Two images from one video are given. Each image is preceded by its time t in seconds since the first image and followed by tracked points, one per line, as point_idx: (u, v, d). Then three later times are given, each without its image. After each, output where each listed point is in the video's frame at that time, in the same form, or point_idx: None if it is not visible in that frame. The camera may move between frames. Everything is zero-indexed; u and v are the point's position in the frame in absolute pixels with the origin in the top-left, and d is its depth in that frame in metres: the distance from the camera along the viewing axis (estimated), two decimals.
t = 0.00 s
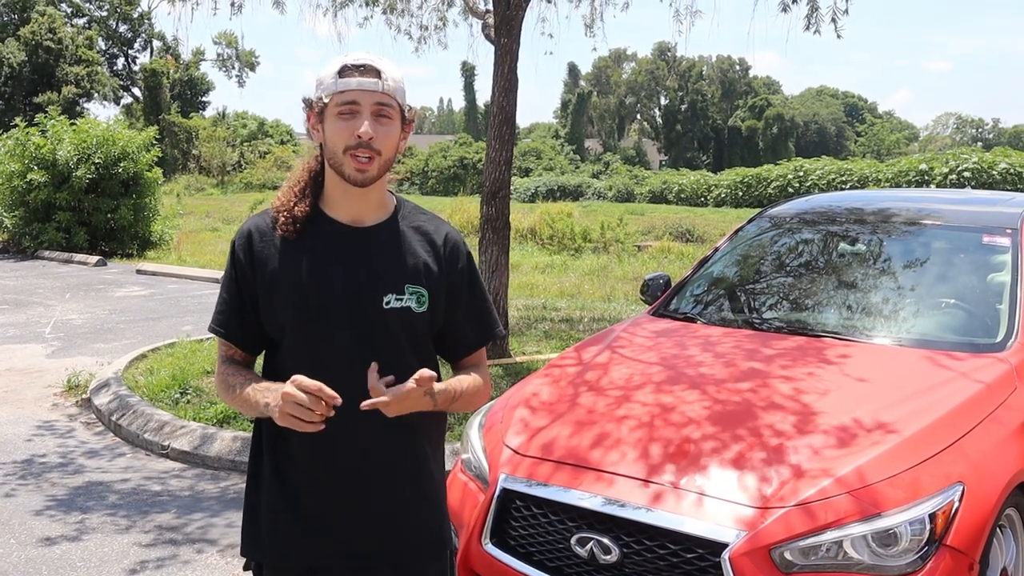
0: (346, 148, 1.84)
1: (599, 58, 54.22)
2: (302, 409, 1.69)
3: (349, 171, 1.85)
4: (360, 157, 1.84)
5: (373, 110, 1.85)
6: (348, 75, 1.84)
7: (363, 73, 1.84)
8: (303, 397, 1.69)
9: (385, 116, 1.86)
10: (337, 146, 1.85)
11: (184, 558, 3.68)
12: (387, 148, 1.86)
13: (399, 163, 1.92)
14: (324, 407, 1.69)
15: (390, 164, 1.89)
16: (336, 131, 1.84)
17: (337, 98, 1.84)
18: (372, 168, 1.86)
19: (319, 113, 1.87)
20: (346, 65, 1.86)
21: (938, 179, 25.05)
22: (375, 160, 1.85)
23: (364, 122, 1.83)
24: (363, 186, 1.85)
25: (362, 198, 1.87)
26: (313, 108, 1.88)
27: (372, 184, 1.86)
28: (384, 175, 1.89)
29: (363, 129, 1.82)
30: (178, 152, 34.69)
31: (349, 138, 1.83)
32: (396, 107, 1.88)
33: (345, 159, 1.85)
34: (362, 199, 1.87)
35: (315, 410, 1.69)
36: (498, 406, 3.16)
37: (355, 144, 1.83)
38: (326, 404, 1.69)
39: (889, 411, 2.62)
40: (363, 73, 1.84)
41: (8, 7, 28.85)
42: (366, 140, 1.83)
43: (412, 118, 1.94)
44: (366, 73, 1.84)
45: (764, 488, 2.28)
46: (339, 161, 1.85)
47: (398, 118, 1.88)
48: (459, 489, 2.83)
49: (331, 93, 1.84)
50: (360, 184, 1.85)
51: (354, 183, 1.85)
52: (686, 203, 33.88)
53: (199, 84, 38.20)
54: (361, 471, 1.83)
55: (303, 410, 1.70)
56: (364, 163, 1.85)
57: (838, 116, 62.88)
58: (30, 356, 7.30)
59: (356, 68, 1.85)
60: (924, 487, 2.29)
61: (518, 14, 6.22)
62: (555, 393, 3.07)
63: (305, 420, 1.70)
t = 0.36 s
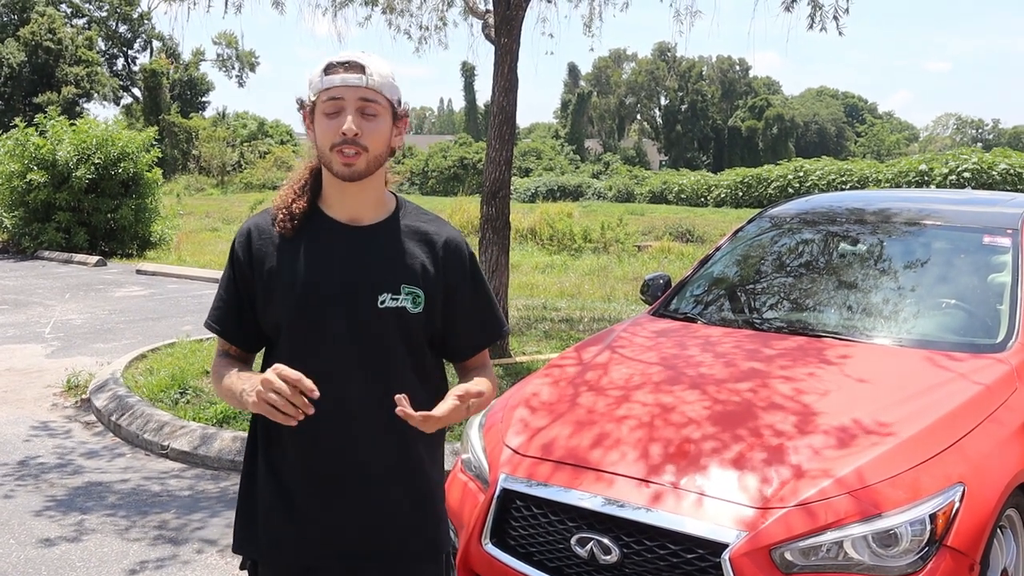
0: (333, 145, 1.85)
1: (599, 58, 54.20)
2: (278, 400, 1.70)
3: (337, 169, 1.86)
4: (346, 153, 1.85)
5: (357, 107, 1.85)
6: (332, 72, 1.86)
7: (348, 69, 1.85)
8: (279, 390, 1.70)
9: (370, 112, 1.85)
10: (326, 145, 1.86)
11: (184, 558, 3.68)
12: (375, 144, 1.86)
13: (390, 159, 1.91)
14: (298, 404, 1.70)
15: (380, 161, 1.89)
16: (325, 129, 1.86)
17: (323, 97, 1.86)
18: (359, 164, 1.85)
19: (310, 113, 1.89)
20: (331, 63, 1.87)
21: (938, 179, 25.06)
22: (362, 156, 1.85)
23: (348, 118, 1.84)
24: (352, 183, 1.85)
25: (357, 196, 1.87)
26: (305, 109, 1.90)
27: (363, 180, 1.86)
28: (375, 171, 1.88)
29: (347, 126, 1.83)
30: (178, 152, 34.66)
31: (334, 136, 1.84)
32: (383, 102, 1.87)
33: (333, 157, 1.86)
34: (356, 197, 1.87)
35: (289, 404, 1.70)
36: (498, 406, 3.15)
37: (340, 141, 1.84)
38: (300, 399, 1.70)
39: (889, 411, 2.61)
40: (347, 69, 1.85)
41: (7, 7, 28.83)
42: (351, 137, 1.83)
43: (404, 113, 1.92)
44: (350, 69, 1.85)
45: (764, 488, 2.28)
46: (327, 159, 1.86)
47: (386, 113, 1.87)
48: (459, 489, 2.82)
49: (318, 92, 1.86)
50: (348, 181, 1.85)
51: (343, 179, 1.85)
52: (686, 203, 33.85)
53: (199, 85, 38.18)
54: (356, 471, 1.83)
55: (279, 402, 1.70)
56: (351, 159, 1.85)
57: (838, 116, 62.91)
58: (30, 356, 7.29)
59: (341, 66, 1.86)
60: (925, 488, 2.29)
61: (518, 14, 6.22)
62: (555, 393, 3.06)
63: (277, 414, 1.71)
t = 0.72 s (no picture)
0: (319, 152, 1.86)
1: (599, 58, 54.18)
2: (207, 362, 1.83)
3: (325, 177, 1.87)
4: (332, 160, 1.85)
5: (336, 113, 1.84)
6: (310, 81, 1.86)
7: (322, 76, 1.85)
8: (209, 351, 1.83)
9: (350, 116, 1.84)
10: (312, 155, 1.88)
11: (184, 559, 3.68)
12: (360, 146, 1.85)
13: (379, 159, 1.90)
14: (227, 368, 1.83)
15: (369, 162, 1.88)
16: (309, 138, 1.87)
17: (304, 107, 1.87)
18: (345, 169, 1.85)
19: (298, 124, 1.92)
20: (308, 72, 1.87)
21: (938, 179, 25.08)
22: (348, 161, 1.85)
23: (327, 126, 1.84)
24: (342, 187, 1.85)
25: (355, 198, 1.88)
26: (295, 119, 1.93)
27: (355, 183, 1.86)
28: (366, 173, 1.87)
29: (327, 134, 1.83)
30: (178, 153, 34.65)
31: (318, 145, 1.85)
32: (363, 102, 1.85)
33: (320, 164, 1.87)
34: (353, 198, 1.88)
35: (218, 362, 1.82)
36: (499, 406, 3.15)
37: (324, 150, 1.85)
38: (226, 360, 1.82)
39: (890, 412, 2.61)
40: (322, 76, 1.85)
41: (8, 8, 28.80)
42: (333, 144, 1.84)
43: (390, 109, 1.90)
44: (325, 76, 1.85)
45: (763, 489, 2.28)
46: (316, 166, 1.88)
47: (368, 113, 1.86)
48: (458, 489, 2.82)
49: (300, 103, 1.88)
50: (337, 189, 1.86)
51: (332, 184, 1.85)
52: (686, 203, 33.87)
53: (199, 85, 38.16)
54: (352, 471, 1.82)
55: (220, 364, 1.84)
56: (337, 165, 1.85)
57: (837, 116, 62.94)
58: (29, 357, 7.30)
59: (317, 73, 1.86)
60: (925, 488, 2.29)
61: (517, 14, 6.21)
62: (554, 393, 3.06)
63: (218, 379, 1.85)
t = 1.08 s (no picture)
0: (329, 147, 1.85)
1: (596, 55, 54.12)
2: (212, 432, 1.82)
3: (333, 171, 1.86)
4: (342, 155, 1.84)
5: (352, 108, 1.84)
6: (327, 73, 1.85)
7: (341, 70, 1.85)
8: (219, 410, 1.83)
9: (365, 112, 1.85)
10: (321, 147, 1.86)
11: (181, 556, 3.67)
12: (371, 144, 1.85)
13: (388, 158, 1.90)
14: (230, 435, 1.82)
15: (377, 161, 1.87)
16: (319, 130, 1.86)
17: (318, 98, 1.86)
18: (355, 165, 1.84)
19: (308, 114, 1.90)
20: (325, 63, 1.87)
21: (935, 176, 25.10)
22: (358, 157, 1.84)
23: (342, 120, 1.83)
24: (350, 182, 1.84)
25: (356, 195, 1.87)
26: (303, 109, 1.91)
27: (362, 180, 1.85)
28: (372, 171, 1.87)
29: (341, 128, 1.83)
30: (175, 149, 34.58)
31: (329, 138, 1.84)
32: (379, 101, 1.86)
33: (328, 158, 1.86)
34: (355, 196, 1.87)
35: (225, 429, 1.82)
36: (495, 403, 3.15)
37: (336, 144, 1.84)
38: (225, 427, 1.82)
39: (886, 410, 2.61)
40: (341, 69, 1.85)
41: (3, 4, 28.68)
42: (346, 139, 1.83)
43: (402, 111, 1.91)
44: (343, 69, 1.85)
45: (758, 486, 2.28)
46: (323, 159, 1.86)
47: (381, 112, 1.86)
48: (454, 486, 2.82)
49: (313, 94, 1.87)
50: (345, 183, 1.85)
51: (340, 179, 1.84)
52: (683, 200, 33.87)
53: (196, 82, 38.08)
54: (352, 469, 1.82)
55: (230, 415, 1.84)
56: (347, 161, 1.84)
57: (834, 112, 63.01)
58: (26, 354, 7.28)
59: (335, 66, 1.86)
60: (920, 484, 2.29)
61: (514, 11, 6.19)
62: (550, 390, 3.06)
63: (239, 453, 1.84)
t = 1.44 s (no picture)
0: (341, 141, 1.85)
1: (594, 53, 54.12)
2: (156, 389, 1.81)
3: (343, 164, 1.85)
4: (354, 151, 1.85)
5: (368, 105, 1.85)
6: (345, 67, 1.86)
7: (360, 66, 1.86)
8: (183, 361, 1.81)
9: (380, 110, 1.86)
10: (333, 140, 1.86)
11: (178, 555, 3.67)
12: (383, 142, 1.87)
13: (396, 158, 1.92)
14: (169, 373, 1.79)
15: (386, 160, 1.89)
16: (332, 123, 1.85)
17: (334, 91, 1.86)
18: (367, 162, 1.86)
19: (318, 106, 1.89)
20: (344, 58, 1.88)
21: (932, 174, 25.12)
22: (371, 154, 1.85)
23: (358, 116, 1.84)
24: (358, 178, 1.85)
25: (360, 192, 1.87)
26: (313, 101, 1.90)
27: (369, 178, 1.86)
28: (380, 169, 1.88)
29: (358, 123, 1.83)
30: (172, 148, 34.55)
31: (343, 132, 1.84)
32: (393, 101, 1.88)
33: (339, 153, 1.86)
34: (358, 194, 1.87)
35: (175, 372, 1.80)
36: (491, 401, 3.15)
37: (350, 137, 1.84)
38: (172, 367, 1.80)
39: (882, 407, 2.61)
40: (360, 66, 1.86)
41: None
42: (361, 134, 1.84)
43: (413, 113, 1.93)
44: (362, 66, 1.86)
45: (754, 485, 2.28)
46: (333, 154, 1.86)
47: (395, 112, 1.89)
48: (451, 484, 2.82)
49: (329, 86, 1.87)
50: (355, 178, 1.85)
51: (351, 174, 1.85)
52: (680, 198, 33.89)
53: (192, 80, 38.00)
54: (352, 466, 1.82)
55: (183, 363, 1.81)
56: (359, 157, 1.85)
57: (831, 111, 63.15)
58: (23, 352, 7.27)
59: (354, 61, 1.87)
60: (917, 481, 2.29)
61: (511, 9, 6.18)
62: (547, 388, 3.06)
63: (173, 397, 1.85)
